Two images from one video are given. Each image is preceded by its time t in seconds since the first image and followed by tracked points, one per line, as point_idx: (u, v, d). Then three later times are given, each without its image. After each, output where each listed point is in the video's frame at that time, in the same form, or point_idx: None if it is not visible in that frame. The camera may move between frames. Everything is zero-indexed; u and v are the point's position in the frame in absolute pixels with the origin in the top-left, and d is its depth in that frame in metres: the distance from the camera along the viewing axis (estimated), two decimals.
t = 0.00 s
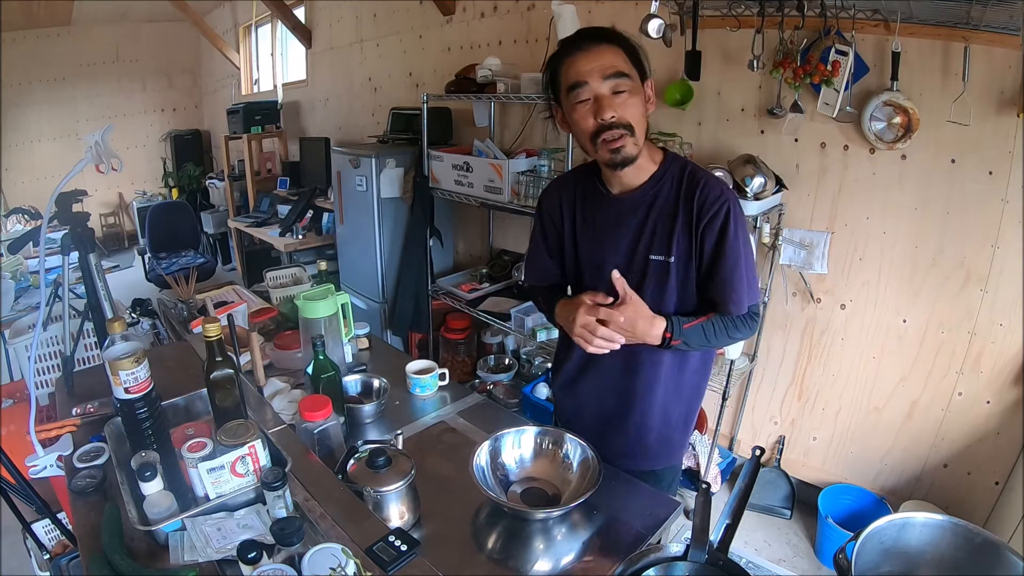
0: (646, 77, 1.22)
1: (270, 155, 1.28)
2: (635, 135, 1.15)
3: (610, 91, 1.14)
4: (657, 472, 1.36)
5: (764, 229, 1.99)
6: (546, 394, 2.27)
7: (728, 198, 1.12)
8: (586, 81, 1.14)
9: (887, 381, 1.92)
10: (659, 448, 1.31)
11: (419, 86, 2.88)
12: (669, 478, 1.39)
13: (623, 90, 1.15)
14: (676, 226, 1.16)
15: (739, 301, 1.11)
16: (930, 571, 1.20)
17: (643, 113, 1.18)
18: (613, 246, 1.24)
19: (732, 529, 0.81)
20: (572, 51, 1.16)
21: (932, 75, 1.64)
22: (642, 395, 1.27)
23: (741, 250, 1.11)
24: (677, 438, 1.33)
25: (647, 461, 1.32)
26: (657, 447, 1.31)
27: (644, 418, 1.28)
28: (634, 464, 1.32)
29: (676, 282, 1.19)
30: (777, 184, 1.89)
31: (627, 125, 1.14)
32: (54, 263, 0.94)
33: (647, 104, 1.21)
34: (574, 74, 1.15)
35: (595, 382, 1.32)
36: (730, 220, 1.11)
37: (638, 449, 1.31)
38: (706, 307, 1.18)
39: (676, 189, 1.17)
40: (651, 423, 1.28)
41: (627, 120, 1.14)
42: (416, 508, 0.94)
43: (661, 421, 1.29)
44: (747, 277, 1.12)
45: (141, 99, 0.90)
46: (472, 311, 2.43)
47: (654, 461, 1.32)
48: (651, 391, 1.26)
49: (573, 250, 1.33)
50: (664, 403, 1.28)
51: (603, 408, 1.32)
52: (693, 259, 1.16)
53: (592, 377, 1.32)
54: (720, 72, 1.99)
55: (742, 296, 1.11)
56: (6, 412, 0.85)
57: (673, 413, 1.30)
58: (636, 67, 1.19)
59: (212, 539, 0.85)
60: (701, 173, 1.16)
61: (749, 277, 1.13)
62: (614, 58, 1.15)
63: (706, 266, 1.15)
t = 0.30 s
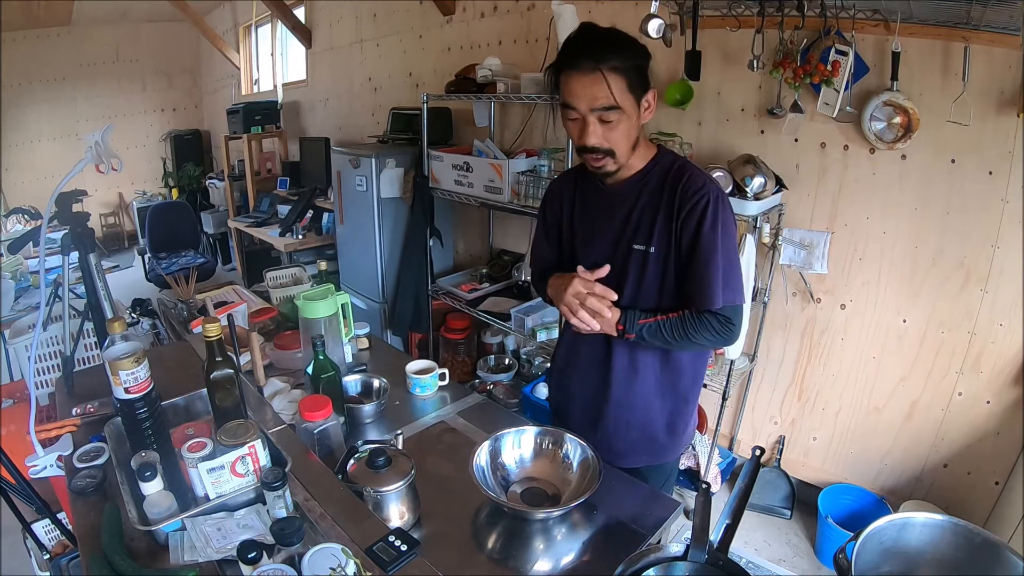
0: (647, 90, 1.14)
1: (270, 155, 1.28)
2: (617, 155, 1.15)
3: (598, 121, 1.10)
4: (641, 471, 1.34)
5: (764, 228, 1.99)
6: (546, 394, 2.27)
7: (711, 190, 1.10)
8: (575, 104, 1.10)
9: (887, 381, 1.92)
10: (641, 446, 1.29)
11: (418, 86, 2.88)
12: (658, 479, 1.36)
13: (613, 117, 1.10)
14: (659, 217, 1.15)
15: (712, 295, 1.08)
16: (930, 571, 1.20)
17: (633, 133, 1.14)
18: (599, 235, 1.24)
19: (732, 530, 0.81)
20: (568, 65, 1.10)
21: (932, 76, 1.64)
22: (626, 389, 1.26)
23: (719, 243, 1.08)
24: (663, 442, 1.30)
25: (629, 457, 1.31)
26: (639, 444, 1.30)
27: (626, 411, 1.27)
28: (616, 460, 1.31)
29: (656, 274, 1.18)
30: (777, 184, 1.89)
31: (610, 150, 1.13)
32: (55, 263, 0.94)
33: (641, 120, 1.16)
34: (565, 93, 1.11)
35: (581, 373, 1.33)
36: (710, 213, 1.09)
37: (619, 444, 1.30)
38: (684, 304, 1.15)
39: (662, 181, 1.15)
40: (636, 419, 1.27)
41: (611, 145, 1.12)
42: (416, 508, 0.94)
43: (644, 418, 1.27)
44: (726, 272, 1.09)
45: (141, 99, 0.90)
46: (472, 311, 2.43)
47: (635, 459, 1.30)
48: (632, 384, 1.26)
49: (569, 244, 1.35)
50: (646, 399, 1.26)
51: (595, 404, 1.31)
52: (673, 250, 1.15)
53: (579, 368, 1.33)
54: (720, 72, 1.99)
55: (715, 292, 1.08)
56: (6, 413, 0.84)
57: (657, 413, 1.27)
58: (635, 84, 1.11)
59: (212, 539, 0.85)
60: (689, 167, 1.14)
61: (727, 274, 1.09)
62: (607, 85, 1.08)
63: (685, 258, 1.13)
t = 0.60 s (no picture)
0: (647, 92, 1.14)
1: (270, 155, 1.28)
2: (613, 154, 1.15)
3: (594, 122, 1.10)
4: (638, 470, 1.33)
5: (764, 228, 1.99)
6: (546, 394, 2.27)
7: (708, 188, 1.09)
8: (572, 103, 1.10)
9: (888, 381, 1.92)
10: (639, 444, 1.29)
11: (418, 86, 2.88)
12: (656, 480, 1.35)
13: (609, 119, 1.10)
14: (656, 214, 1.15)
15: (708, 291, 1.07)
16: (930, 572, 1.20)
17: (630, 135, 1.14)
18: (597, 232, 1.24)
19: (732, 530, 0.81)
20: (569, 63, 1.10)
21: (932, 76, 1.64)
22: (623, 386, 1.26)
23: (716, 240, 1.07)
24: (660, 441, 1.29)
25: (626, 454, 1.30)
26: (636, 441, 1.29)
27: (623, 408, 1.27)
28: (613, 457, 1.31)
29: (653, 270, 1.18)
30: (777, 184, 1.89)
31: (605, 150, 1.13)
32: (54, 263, 0.94)
33: (641, 122, 1.15)
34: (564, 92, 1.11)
35: (577, 370, 1.33)
36: (706, 211, 1.08)
37: (616, 441, 1.30)
38: (681, 301, 1.15)
39: (661, 177, 1.15)
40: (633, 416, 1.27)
41: (606, 145, 1.13)
42: (416, 507, 0.94)
43: (640, 416, 1.27)
44: (721, 269, 1.08)
45: (141, 99, 0.90)
46: (472, 311, 2.43)
47: (627, 456, 1.30)
48: (628, 381, 1.26)
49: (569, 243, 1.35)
50: (643, 396, 1.26)
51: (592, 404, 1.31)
52: (670, 248, 1.15)
53: (576, 366, 1.33)
54: (720, 72, 1.99)
55: (711, 290, 1.07)
56: (6, 413, 0.85)
57: (653, 410, 1.27)
58: (635, 86, 1.11)
59: (212, 539, 0.85)
60: (686, 165, 1.14)
61: (724, 271, 1.08)
62: (605, 88, 1.08)
63: (683, 256, 1.13)
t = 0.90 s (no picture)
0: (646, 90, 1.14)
1: (270, 155, 1.28)
2: (613, 152, 1.15)
3: (594, 120, 1.10)
4: (641, 469, 1.33)
5: (764, 228, 1.99)
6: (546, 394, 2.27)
7: (709, 184, 1.10)
8: (572, 102, 1.10)
9: (888, 381, 1.92)
10: (646, 443, 1.29)
11: (418, 86, 2.88)
12: (659, 478, 1.35)
13: (609, 117, 1.10)
14: (658, 212, 1.15)
15: (716, 287, 1.07)
16: (930, 571, 1.20)
17: (630, 132, 1.14)
18: (597, 232, 1.24)
19: (732, 529, 0.81)
20: (567, 62, 1.10)
21: (932, 76, 1.64)
22: (630, 386, 1.26)
23: (720, 235, 1.08)
24: (666, 439, 1.29)
25: (633, 454, 1.29)
26: (642, 441, 1.29)
27: (630, 409, 1.26)
28: (619, 456, 1.30)
29: (657, 267, 1.18)
30: (777, 184, 1.89)
31: (606, 148, 1.13)
32: (55, 263, 0.95)
33: (640, 119, 1.15)
34: (563, 90, 1.11)
35: (581, 371, 1.31)
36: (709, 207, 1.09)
37: (623, 441, 1.29)
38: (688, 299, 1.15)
39: (660, 174, 1.15)
40: (641, 415, 1.26)
41: (607, 143, 1.13)
42: (416, 507, 0.94)
43: (647, 416, 1.26)
44: (728, 264, 1.09)
45: (141, 100, 0.89)
46: (472, 311, 2.43)
47: (635, 456, 1.29)
48: (637, 380, 1.25)
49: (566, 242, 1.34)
50: (650, 395, 1.26)
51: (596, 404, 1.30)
52: (674, 245, 1.15)
53: (578, 366, 1.32)
54: (720, 72, 1.99)
55: (719, 284, 1.07)
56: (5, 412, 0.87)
57: (660, 410, 1.27)
58: (634, 84, 1.11)
59: (212, 539, 0.85)
60: (686, 162, 1.14)
61: (730, 266, 1.09)
62: (605, 86, 1.08)
63: (687, 253, 1.13)
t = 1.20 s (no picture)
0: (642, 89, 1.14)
1: (270, 155, 1.28)
2: (612, 153, 1.15)
3: (592, 122, 1.11)
4: (640, 469, 1.33)
5: (764, 228, 1.99)
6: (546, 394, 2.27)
7: (712, 184, 1.10)
8: (569, 105, 1.11)
9: (887, 381, 1.92)
10: (646, 443, 1.29)
11: (418, 86, 2.88)
12: (658, 479, 1.35)
13: (607, 118, 1.10)
14: (660, 212, 1.15)
15: (728, 285, 1.08)
16: (930, 571, 1.20)
17: (628, 132, 1.14)
18: (597, 232, 1.23)
19: (732, 530, 0.81)
20: (563, 66, 1.10)
21: (932, 76, 1.64)
22: (630, 388, 1.25)
23: (728, 235, 1.08)
24: (665, 439, 1.30)
25: (633, 454, 1.30)
26: (643, 441, 1.29)
27: (631, 410, 1.26)
28: (620, 456, 1.30)
29: (659, 267, 1.17)
30: (777, 183, 1.89)
31: (605, 149, 1.14)
32: (54, 263, 0.95)
33: (638, 119, 1.16)
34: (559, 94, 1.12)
35: (582, 371, 1.31)
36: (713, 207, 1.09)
37: (623, 441, 1.29)
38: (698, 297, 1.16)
39: (661, 174, 1.15)
40: (642, 416, 1.26)
41: (605, 145, 1.13)
42: (416, 507, 0.94)
43: (647, 417, 1.26)
44: (736, 263, 1.10)
45: (141, 100, 0.89)
46: (472, 311, 2.43)
47: (635, 456, 1.30)
48: (638, 381, 1.25)
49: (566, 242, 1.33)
50: (651, 396, 1.25)
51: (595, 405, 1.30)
52: (678, 245, 1.14)
53: (579, 366, 1.32)
54: (719, 72, 1.99)
55: (728, 282, 1.08)
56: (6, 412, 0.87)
57: (660, 410, 1.27)
58: (631, 84, 1.11)
59: (212, 539, 0.85)
60: (686, 162, 1.14)
61: (738, 263, 1.10)
62: (600, 87, 1.08)
63: (691, 253, 1.13)
